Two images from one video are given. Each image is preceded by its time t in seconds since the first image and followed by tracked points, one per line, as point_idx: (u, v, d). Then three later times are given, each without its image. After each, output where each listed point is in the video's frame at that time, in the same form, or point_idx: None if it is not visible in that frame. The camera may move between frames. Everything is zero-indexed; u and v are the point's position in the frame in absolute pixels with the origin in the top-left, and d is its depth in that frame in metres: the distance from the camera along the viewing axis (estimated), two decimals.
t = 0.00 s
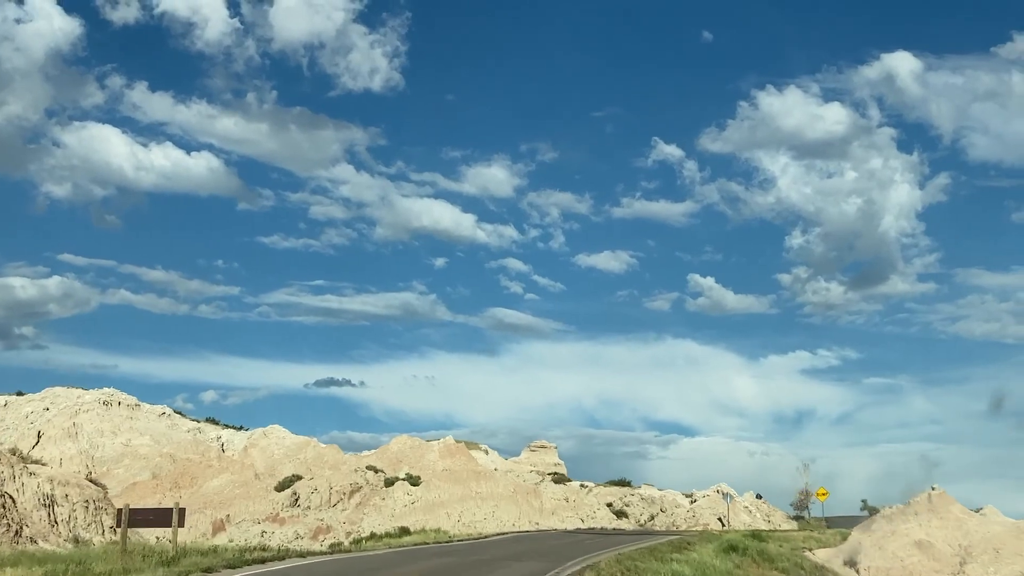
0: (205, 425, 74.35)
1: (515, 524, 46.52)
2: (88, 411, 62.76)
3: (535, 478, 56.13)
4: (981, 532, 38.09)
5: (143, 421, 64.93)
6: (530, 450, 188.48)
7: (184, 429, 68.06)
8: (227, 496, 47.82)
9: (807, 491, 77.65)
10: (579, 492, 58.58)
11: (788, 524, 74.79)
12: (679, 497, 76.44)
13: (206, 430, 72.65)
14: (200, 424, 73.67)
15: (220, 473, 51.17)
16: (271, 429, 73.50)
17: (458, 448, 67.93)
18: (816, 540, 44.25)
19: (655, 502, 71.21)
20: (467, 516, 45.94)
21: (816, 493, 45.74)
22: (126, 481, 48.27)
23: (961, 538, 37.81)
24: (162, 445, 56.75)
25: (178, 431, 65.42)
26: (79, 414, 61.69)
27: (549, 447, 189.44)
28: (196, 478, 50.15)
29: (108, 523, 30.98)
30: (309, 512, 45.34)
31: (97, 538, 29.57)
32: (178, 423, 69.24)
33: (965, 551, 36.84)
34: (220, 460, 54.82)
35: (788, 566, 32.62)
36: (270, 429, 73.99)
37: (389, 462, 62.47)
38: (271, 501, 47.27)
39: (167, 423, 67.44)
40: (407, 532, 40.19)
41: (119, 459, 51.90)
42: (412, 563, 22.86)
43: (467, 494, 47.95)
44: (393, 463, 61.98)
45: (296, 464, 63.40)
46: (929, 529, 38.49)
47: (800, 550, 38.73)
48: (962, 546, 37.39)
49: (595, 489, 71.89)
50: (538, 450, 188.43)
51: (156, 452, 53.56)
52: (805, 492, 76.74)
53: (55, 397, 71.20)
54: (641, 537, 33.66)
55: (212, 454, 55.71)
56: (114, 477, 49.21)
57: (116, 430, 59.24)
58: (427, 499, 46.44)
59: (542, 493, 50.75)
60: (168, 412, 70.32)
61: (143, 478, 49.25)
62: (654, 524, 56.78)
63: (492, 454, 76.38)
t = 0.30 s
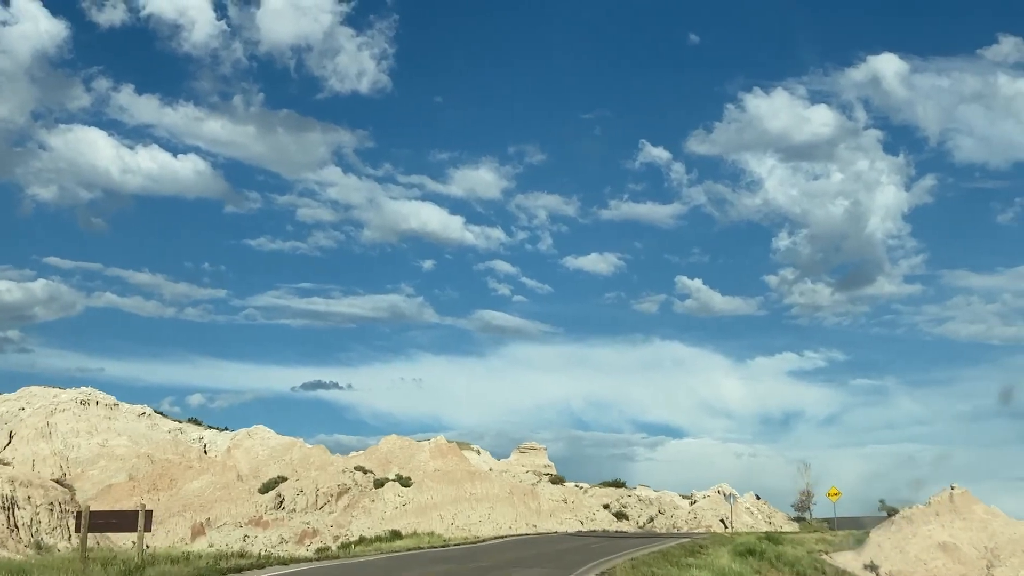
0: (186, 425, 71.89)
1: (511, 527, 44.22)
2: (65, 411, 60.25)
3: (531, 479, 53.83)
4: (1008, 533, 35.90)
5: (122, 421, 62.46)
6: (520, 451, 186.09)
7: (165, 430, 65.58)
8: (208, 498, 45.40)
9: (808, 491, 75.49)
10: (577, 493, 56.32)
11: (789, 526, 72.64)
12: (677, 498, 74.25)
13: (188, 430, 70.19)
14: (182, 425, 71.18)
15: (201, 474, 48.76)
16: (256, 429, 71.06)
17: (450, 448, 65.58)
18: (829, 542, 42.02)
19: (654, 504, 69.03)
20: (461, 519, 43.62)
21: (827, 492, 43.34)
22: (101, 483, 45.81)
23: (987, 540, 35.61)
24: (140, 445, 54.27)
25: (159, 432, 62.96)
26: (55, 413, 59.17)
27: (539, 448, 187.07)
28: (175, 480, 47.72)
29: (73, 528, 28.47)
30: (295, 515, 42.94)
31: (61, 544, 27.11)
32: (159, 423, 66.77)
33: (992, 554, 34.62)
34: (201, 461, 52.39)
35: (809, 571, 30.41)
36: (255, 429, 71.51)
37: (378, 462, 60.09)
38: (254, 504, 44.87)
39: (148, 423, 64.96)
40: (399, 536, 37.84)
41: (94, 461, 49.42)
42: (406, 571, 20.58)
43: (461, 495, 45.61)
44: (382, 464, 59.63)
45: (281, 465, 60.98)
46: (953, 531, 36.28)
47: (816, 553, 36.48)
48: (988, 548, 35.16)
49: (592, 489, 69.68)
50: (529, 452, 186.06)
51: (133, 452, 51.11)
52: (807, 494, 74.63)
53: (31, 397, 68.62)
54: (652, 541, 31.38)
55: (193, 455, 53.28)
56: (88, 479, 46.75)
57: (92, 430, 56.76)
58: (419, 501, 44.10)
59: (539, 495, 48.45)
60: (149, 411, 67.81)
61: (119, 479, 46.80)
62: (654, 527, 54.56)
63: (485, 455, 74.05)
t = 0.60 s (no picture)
0: (161, 425, 69.34)
1: (501, 529, 42.00)
2: (33, 410, 57.73)
3: (521, 479, 51.62)
4: None
5: (94, 421, 59.95)
6: (504, 453, 183.74)
7: (139, 430, 63.08)
8: (181, 500, 43.05)
9: (803, 490, 73.44)
10: (569, 493, 54.15)
11: (784, 526, 70.56)
12: (669, 499, 72.14)
13: (163, 430, 67.70)
14: (157, 425, 68.68)
15: (174, 476, 46.39)
16: (233, 429, 68.63)
17: (436, 448, 63.32)
18: (836, 544, 39.95)
19: (646, 504, 66.91)
20: (448, 522, 41.38)
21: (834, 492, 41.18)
22: (69, 485, 43.40)
23: (1008, 542, 33.60)
24: (111, 445, 51.81)
25: (132, 432, 60.47)
26: (23, 413, 56.66)
27: (523, 449, 184.75)
28: (147, 482, 45.34)
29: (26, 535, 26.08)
30: (273, 518, 40.59)
31: (13, 551, 24.78)
32: (132, 423, 64.27)
33: (1015, 557, 32.59)
34: (174, 462, 50.00)
35: None
36: (232, 430, 69.06)
37: (361, 463, 57.77)
38: (230, 506, 42.52)
39: (120, 422, 62.46)
40: (384, 539, 35.54)
41: (62, 461, 46.98)
42: None
43: (448, 496, 43.38)
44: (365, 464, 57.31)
45: (260, 466, 58.61)
46: (971, 532, 34.25)
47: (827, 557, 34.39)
48: (1010, 550, 33.13)
49: (583, 489, 67.54)
50: (513, 453, 183.73)
51: (104, 453, 48.69)
52: (802, 493, 72.62)
53: None
54: (657, 544, 29.21)
55: (167, 455, 50.87)
56: (54, 481, 44.31)
57: (61, 429, 54.28)
58: (405, 503, 41.83)
59: (530, 495, 46.24)
60: (122, 411, 65.28)
61: (88, 481, 44.38)
62: (649, 528, 52.42)
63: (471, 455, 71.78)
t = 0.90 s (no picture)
0: (130, 426, 66.82)
1: (486, 533, 39.79)
2: None
3: (506, 480, 49.42)
4: None
5: (59, 421, 57.42)
6: (484, 454, 181.47)
7: (106, 430, 60.59)
8: (147, 503, 40.68)
9: (794, 491, 71.50)
10: (556, 495, 51.97)
11: (774, 528, 68.58)
12: (657, 500, 70.10)
13: (132, 431, 65.23)
14: (126, 426, 66.17)
15: (140, 477, 44.01)
16: (205, 429, 66.17)
17: (417, 449, 61.11)
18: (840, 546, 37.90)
19: (633, 506, 64.81)
20: (430, 526, 39.17)
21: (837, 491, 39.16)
22: (28, 489, 40.97)
23: None
24: (74, 446, 49.36)
25: (98, 432, 57.98)
26: None
27: (503, 451, 182.50)
28: (111, 484, 42.95)
29: None
30: (244, 522, 38.27)
31: None
32: (99, 423, 61.78)
33: None
34: (141, 463, 47.60)
35: None
36: (204, 430, 66.63)
37: (338, 464, 55.48)
38: (199, 509, 40.17)
39: (87, 422, 59.96)
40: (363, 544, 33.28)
41: (21, 463, 44.52)
42: None
43: (430, 498, 41.17)
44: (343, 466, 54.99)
45: (233, 467, 56.24)
46: (987, 533, 32.23)
47: (835, 561, 32.30)
48: None
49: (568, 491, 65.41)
50: (492, 455, 181.43)
51: (66, 454, 46.27)
52: (793, 495, 70.73)
53: None
54: (657, 548, 27.11)
55: (134, 457, 48.46)
56: (12, 484, 41.89)
57: (23, 429, 51.81)
58: (385, 505, 39.58)
59: (517, 497, 44.05)
60: (88, 411, 62.77)
61: (48, 483, 41.96)
62: (639, 531, 50.31)
63: (452, 455, 69.58)
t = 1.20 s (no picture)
0: (92, 427, 64.10)
1: (466, 536, 37.50)
2: None
3: (485, 481, 47.16)
4: None
5: (15, 421, 54.76)
6: (459, 455, 179.08)
7: (67, 431, 57.97)
8: (103, 506, 38.17)
9: (780, 492, 69.51)
10: (538, 496, 49.72)
11: (761, 530, 66.43)
12: (639, 502, 68.00)
13: (94, 431, 62.60)
14: (88, 426, 63.53)
15: (98, 479, 41.49)
16: (170, 430, 63.54)
17: (392, 449, 58.80)
18: (841, 549, 35.82)
19: (617, 508, 62.66)
20: (406, 530, 36.86)
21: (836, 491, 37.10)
22: None
23: None
24: (29, 447, 46.76)
25: (57, 433, 55.36)
26: None
27: (478, 453, 180.11)
28: (66, 486, 40.41)
29: None
30: (207, 527, 35.83)
31: None
32: (59, 423, 59.15)
33: None
34: (100, 465, 45.06)
35: None
36: (169, 431, 64.06)
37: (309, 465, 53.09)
38: (159, 513, 37.70)
39: (45, 423, 57.33)
40: (334, 549, 30.94)
41: None
42: None
43: (406, 499, 38.87)
44: (314, 467, 52.59)
45: (199, 469, 53.75)
46: (1002, 534, 30.15)
47: (841, 565, 30.19)
48: None
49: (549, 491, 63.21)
50: (467, 457, 179.05)
51: (19, 454, 43.69)
52: (779, 495, 68.79)
53: None
54: (655, 553, 24.90)
55: (92, 458, 45.93)
56: None
57: None
58: (358, 508, 37.23)
59: (498, 498, 41.79)
60: (48, 411, 60.11)
61: None
62: (625, 534, 48.12)
63: (429, 456, 67.28)
